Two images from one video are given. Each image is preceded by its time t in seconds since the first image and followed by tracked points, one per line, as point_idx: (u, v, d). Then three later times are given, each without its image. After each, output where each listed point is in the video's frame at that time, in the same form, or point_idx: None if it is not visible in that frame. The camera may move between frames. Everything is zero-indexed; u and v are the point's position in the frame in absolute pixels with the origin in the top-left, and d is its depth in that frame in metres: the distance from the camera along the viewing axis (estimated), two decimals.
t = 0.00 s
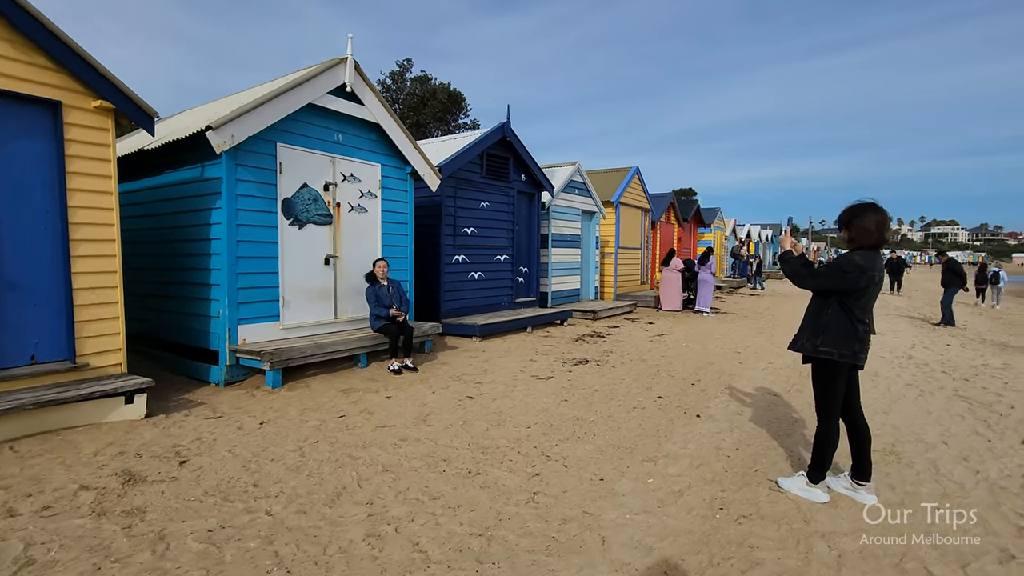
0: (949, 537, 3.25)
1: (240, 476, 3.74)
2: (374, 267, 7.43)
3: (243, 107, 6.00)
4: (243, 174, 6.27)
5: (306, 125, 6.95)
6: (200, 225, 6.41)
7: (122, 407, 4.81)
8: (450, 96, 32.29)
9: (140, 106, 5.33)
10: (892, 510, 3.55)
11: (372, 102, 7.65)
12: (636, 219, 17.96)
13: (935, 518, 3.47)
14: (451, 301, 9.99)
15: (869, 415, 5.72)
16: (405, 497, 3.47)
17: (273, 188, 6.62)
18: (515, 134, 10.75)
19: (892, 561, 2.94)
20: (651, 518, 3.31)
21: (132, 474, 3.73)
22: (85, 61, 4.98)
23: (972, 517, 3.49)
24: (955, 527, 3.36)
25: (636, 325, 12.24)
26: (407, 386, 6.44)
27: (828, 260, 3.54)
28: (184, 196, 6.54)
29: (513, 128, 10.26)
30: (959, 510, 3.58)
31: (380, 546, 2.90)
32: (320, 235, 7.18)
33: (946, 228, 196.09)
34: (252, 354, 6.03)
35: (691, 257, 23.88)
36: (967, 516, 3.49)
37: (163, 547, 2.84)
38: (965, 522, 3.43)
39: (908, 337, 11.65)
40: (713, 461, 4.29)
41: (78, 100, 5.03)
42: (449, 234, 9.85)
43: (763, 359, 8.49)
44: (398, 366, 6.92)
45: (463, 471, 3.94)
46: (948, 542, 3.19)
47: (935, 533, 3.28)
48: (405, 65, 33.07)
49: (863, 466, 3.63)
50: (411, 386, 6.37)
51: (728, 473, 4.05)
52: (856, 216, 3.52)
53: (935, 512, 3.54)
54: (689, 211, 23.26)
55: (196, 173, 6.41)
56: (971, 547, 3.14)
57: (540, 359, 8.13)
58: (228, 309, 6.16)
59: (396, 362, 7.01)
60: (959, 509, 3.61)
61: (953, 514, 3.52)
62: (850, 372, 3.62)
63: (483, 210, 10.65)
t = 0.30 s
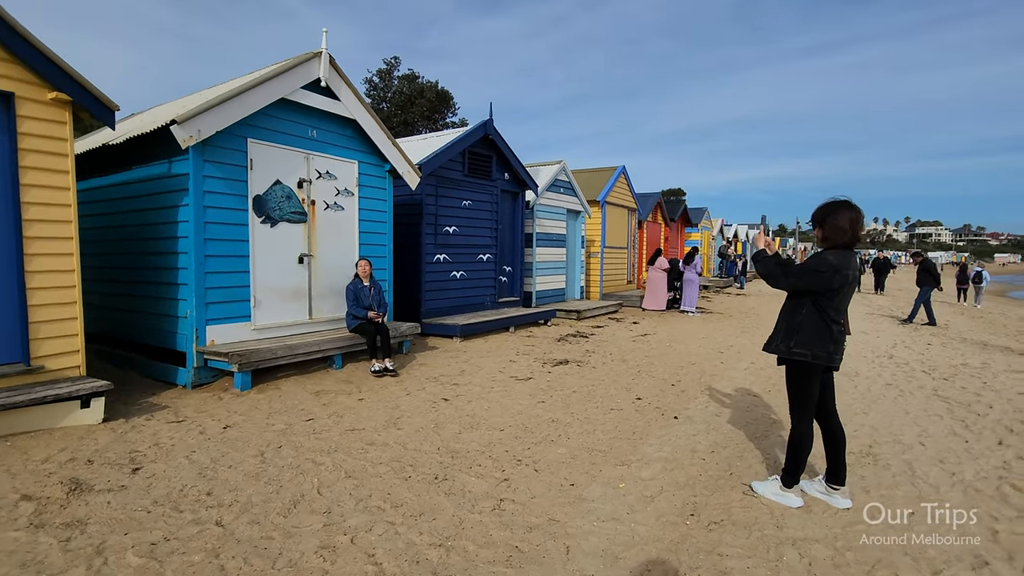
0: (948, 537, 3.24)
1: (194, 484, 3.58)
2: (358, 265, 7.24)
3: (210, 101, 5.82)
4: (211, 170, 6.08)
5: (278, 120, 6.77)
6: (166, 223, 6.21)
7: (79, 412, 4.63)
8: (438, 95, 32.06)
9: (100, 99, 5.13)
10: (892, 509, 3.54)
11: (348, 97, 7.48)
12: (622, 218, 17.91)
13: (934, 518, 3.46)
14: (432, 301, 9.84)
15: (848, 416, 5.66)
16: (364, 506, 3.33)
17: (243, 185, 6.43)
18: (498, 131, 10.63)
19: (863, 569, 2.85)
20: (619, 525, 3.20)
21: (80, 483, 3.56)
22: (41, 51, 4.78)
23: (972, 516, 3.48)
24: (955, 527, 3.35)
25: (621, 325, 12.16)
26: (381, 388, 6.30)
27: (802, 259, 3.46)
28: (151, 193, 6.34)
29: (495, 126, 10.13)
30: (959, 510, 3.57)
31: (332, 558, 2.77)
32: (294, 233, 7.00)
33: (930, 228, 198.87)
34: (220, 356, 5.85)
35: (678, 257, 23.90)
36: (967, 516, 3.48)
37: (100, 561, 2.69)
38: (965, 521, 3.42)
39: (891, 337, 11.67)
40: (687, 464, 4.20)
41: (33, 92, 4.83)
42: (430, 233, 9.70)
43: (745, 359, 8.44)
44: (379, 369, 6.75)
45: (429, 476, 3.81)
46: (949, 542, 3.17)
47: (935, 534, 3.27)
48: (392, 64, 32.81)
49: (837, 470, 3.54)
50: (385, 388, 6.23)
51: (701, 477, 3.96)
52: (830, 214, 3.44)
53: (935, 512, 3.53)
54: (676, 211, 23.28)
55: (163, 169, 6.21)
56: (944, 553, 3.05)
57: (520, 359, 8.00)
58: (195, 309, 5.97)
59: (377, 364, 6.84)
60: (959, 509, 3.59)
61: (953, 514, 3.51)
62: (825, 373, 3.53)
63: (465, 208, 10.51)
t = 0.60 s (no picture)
0: (947, 537, 3.24)
1: (142, 486, 3.45)
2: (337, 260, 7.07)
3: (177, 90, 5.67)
4: (179, 161, 5.95)
5: (251, 111, 6.62)
6: (134, 215, 6.06)
7: (34, 409, 4.49)
8: (430, 89, 31.82)
9: (59, 87, 4.97)
10: (892, 509, 3.54)
11: (324, 89, 7.34)
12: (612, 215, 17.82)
13: (935, 518, 3.46)
14: (414, 298, 9.72)
15: (825, 416, 5.59)
16: (316, 509, 3.22)
17: (214, 177, 6.29)
18: (482, 126, 10.50)
19: None
20: (578, 530, 3.10)
21: (22, 484, 3.42)
22: None
23: (972, 517, 3.49)
24: (956, 527, 3.36)
25: (606, 323, 12.09)
26: (353, 386, 6.18)
27: (770, 257, 3.37)
28: (118, 185, 6.18)
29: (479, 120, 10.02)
30: (959, 510, 3.58)
31: (274, 565, 2.66)
32: (267, 227, 6.88)
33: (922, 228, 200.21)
34: (187, 351, 5.71)
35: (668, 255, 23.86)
36: (967, 516, 3.49)
37: (28, 568, 2.57)
38: (964, 521, 3.43)
39: (876, 337, 11.64)
40: (655, 466, 4.11)
41: None
42: (411, 228, 9.57)
43: (727, 358, 8.37)
44: (355, 369, 6.62)
45: (388, 478, 3.70)
46: (949, 542, 3.17)
47: (934, 533, 3.28)
48: (384, 57, 32.56)
49: (805, 473, 3.46)
50: (357, 387, 6.12)
51: (669, 480, 3.87)
52: (799, 212, 3.36)
53: (935, 511, 3.54)
54: (667, 209, 23.25)
55: (131, 160, 6.06)
56: (909, 560, 2.98)
57: (499, 357, 7.90)
58: (162, 304, 5.83)
59: (354, 364, 6.70)
60: (959, 509, 3.60)
61: (953, 514, 3.52)
62: (793, 373, 3.45)
63: (449, 204, 10.39)
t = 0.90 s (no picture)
0: (948, 537, 3.26)
1: (86, 488, 3.31)
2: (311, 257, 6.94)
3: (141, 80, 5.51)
4: (144, 153, 5.79)
5: (222, 102, 6.46)
6: (98, 208, 5.89)
7: None
8: (421, 85, 31.64)
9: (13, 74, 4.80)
10: (892, 510, 3.56)
11: (299, 81, 7.19)
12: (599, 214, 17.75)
13: (935, 518, 3.49)
14: (394, 295, 9.59)
15: (800, 418, 5.54)
16: (265, 514, 3.11)
17: (182, 170, 6.14)
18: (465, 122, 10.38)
19: None
20: (534, 536, 3.01)
21: None
22: None
23: (972, 516, 3.52)
24: (955, 527, 3.38)
25: (590, 322, 12.03)
26: (323, 385, 6.05)
27: (736, 256, 3.29)
28: (83, 177, 6.01)
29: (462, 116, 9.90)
30: (959, 510, 3.60)
31: (210, 573, 2.55)
32: (239, 222, 6.73)
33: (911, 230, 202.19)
34: (150, 349, 5.56)
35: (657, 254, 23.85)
36: (967, 516, 3.51)
37: None
38: (964, 521, 3.45)
39: (858, 337, 11.66)
40: (622, 469, 4.02)
41: None
42: (392, 225, 9.43)
43: (708, 359, 8.31)
44: (327, 367, 6.49)
45: (345, 481, 3.60)
46: (950, 542, 3.19)
47: (934, 534, 3.29)
48: (374, 53, 32.37)
49: (770, 478, 3.38)
50: (328, 386, 6.00)
51: (634, 484, 3.78)
52: (767, 211, 3.27)
53: (936, 512, 3.56)
54: (656, 208, 23.27)
55: (95, 151, 5.89)
56: (871, 567, 2.91)
57: (477, 356, 7.79)
58: (126, 300, 5.68)
59: (326, 362, 6.58)
60: (959, 509, 3.63)
61: (953, 514, 3.54)
62: (760, 376, 3.38)
63: (431, 200, 10.26)
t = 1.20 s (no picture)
0: (948, 537, 3.25)
1: (23, 493, 3.15)
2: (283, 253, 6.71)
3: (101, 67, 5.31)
4: (106, 143, 5.58)
5: (191, 92, 6.26)
6: (58, 200, 5.69)
7: None
8: (409, 81, 31.36)
9: None
10: (893, 510, 3.57)
11: (273, 72, 7.00)
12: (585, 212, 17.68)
13: (935, 518, 3.49)
14: (372, 292, 9.44)
15: (776, 418, 5.48)
16: (211, 519, 2.97)
17: (147, 161, 5.93)
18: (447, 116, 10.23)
19: None
20: (491, 542, 2.90)
21: None
22: None
23: (971, 516, 3.52)
24: (955, 527, 3.38)
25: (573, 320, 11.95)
26: (291, 383, 5.90)
27: (705, 253, 3.19)
28: (44, 168, 5.80)
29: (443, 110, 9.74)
30: (958, 510, 3.60)
31: None
32: (209, 216, 6.54)
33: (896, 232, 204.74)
34: (111, 346, 5.37)
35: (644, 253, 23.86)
36: (966, 516, 3.52)
37: None
38: (963, 521, 3.46)
39: (840, 337, 11.68)
40: (590, 471, 3.93)
41: None
42: (371, 220, 9.26)
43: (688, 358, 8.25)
44: (299, 365, 6.33)
45: (301, 484, 3.46)
46: (950, 542, 3.19)
47: (934, 534, 3.29)
48: (362, 48, 32.02)
49: (739, 480, 3.30)
50: (297, 384, 5.84)
51: (602, 486, 3.69)
52: (737, 206, 3.17)
53: (935, 512, 3.56)
54: (644, 207, 23.28)
55: (56, 141, 5.68)
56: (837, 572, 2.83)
57: (454, 354, 7.67)
58: (86, 295, 5.48)
59: (298, 360, 6.42)
60: (958, 509, 3.64)
61: (953, 514, 3.54)
62: (727, 376, 3.30)
63: (412, 196, 10.10)
